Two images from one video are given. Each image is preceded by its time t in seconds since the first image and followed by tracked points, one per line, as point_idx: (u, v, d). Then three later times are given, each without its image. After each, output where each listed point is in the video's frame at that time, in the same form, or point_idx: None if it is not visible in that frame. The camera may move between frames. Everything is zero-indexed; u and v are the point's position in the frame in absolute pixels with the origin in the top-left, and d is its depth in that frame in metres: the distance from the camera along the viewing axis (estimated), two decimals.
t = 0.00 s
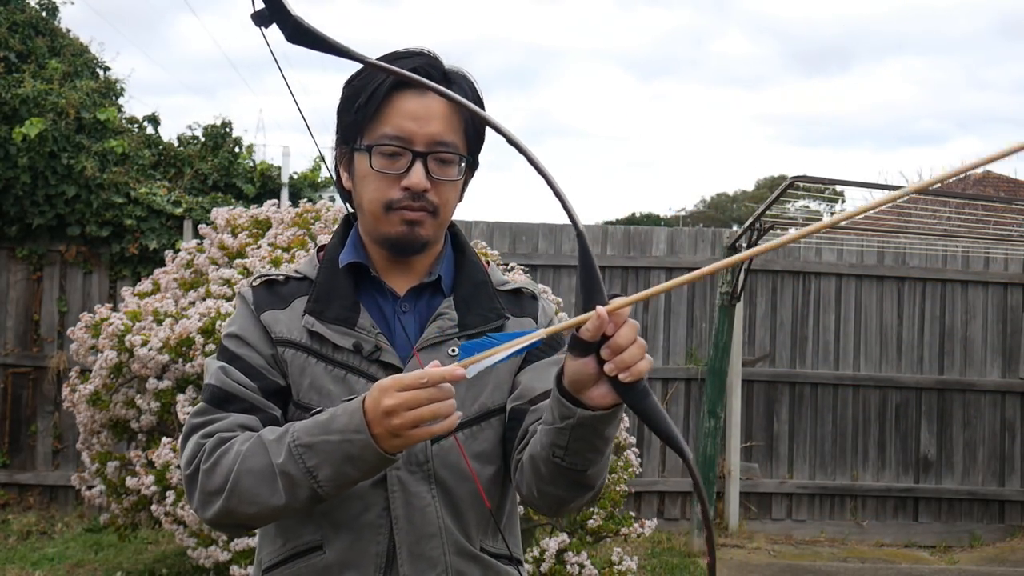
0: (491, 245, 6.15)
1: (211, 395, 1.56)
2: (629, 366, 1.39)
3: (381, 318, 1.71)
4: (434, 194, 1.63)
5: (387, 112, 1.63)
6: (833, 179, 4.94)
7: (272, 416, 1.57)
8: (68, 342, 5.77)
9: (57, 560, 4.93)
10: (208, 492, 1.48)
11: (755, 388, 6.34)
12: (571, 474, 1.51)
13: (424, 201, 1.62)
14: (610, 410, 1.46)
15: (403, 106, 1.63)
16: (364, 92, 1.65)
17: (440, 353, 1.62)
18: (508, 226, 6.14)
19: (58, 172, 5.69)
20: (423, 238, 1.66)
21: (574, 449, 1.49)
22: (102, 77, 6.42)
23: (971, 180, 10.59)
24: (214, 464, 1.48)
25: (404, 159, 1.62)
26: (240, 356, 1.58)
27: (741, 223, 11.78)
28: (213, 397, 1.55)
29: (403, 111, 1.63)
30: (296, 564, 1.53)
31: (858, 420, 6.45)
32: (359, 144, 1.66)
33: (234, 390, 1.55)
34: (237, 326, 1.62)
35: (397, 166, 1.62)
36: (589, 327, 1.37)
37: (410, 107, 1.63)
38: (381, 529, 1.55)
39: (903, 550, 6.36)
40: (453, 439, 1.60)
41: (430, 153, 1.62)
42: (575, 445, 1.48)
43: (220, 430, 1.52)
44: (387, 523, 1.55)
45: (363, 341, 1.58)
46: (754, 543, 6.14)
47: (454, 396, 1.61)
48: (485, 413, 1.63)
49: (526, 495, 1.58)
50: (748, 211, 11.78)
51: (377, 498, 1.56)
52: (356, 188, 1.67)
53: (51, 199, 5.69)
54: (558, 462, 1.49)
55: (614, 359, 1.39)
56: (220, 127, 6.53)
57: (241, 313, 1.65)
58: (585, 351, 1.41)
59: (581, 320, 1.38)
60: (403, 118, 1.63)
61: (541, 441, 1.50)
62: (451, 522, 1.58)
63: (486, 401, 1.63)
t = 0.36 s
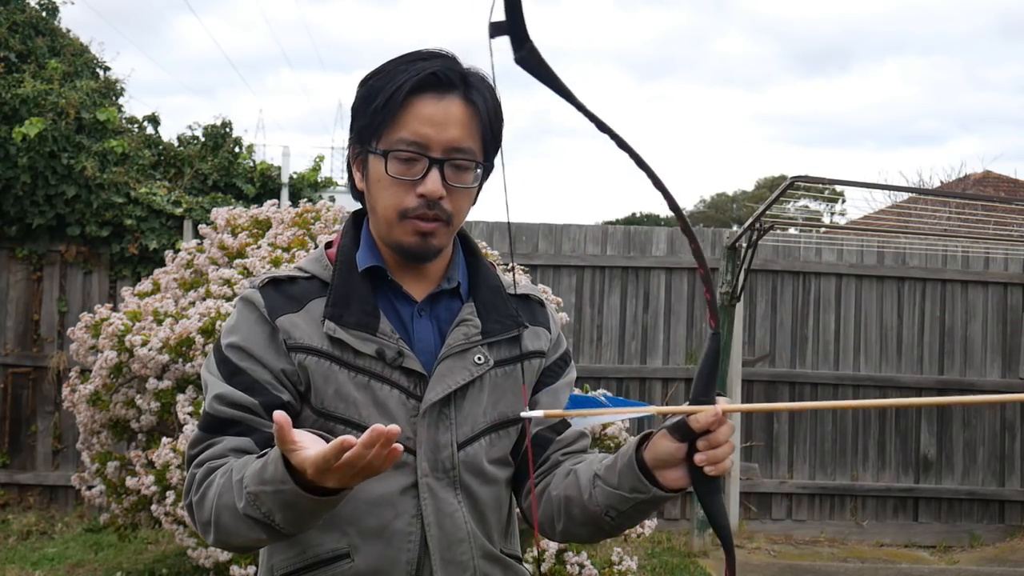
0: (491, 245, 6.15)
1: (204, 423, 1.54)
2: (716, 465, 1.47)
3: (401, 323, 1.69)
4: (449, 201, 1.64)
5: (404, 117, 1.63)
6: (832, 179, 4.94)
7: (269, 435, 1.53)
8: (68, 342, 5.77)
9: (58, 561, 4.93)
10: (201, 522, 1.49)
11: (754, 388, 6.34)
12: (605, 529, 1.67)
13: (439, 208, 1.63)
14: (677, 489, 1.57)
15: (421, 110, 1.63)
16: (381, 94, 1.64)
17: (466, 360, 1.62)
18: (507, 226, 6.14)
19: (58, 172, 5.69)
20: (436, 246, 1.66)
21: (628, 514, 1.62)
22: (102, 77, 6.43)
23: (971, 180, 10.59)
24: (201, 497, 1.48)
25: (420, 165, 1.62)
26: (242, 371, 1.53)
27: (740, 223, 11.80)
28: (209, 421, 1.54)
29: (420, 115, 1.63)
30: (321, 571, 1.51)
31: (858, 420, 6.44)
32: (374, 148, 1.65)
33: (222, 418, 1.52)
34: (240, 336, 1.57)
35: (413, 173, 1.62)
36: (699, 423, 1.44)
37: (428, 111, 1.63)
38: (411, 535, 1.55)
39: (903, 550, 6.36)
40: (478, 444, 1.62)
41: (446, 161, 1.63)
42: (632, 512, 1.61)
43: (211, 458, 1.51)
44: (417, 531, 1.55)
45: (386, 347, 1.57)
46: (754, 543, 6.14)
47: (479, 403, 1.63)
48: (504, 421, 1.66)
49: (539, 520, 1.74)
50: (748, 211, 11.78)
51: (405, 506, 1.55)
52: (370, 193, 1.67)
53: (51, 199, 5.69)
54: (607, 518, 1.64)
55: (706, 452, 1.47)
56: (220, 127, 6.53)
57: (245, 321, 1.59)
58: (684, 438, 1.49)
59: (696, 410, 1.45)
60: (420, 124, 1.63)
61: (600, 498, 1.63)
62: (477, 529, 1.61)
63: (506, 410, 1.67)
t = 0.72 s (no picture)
0: (491, 245, 6.15)
1: (188, 369, 1.51)
2: (734, 499, 1.54)
3: (408, 321, 1.69)
4: (445, 183, 1.63)
5: (400, 102, 1.65)
6: (832, 179, 4.94)
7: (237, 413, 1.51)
8: (68, 342, 5.77)
9: (58, 560, 4.93)
10: (145, 451, 1.41)
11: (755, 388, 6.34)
12: (614, 546, 1.70)
13: (434, 189, 1.62)
14: (689, 517, 1.62)
15: (417, 95, 1.65)
16: (378, 83, 1.67)
17: (474, 360, 1.62)
18: (507, 226, 6.14)
19: (58, 172, 5.69)
20: (434, 229, 1.64)
21: (638, 535, 1.66)
22: (102, 78, 6.44)
23: (971, 180, 10.59)
24: (157, 424, 1.41)
25: (415, 147, 1.63)
26: (235, 349, 1.53)
27: (739, 224, 11.81)
28: (189, 370, 1.50)
29: (416, 100, 1.64)
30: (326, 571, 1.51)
31: (857, 419, 6.45)
32: (372, 135, 1.67)
33: (210, 370, 1.50)
34: (244, 320, 1.56)
35: (409, 154, 1.63)
36: (725, 453, 1.52)
37: (423, 96, 1.65)
38: (415, 535, 1.54)
39: (902, 550, 6.36)
40: (482, 445, 1.62)
41: (442, 142, 1.64)
42: (642, 533, 1.66)
43: (184, 398, 1.46)
44: (421, 531, 1.54)
45: (392, 347, 1.57)
46: (754, 543, 6.15)
47: (485, 404, 1.63)
48: (508, 423, 1.66)
49: (545, 530, 1.76)
50: (747, 211, 11.79)
51: (410, 505, 1.55)
52: (370, 181, 1.67)
53: (51, 199, 5.68)
54: (616, 537, 1.67)
55: (726, 484, 1.54)
56: (220, 127, 6.53)
57: (253, 307, 1.58)
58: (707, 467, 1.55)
59: (722, 441, 1.53)
60: (416, 108, 1.64)
61: (614, 517, 1.66)
62: (480, 530, 1.61)
63: (511, 412, 1.67)
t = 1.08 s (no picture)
0: (491, 245, 6.15)
1: (196, 405, 1.55)
2: (722, 516, 1.54)
3: (407, 322, 1.69)
4: (453, 185, 1.64)
5: (408, 103, 1.65)
6: (832, 180, 4.94)
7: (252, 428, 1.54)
8: (68, 342, 5.77)
9: (58, 560, 4.93)
10: (173, 502, 1.48)
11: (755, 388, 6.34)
12: (605, 557, 1.70)
13: (441, 191, 1.62)
14: (678, 534, 1.62)
15: (424, 97, 1.65)
16: (384, 85, 1.66)
17: (474, 362, 1.62)
18: (507, 226, 6.14)
19: (58, 172, 5.68)
20: (440, 231, 1.64)
21: (627, 547, 1.67)
22: (103, 78, 6.45)
23: (971, 180, 10.60)
24: (172, 477, 1.49)
25: (423, 149, 1.63)
26: (236, 365, 1.55)
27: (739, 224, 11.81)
28: (197, 406, 1.55)
29: (423, 102, 1.65)
30: (320, 571, 1.51)
31: (858, 419, 6.45)
32: (379, 135, 1.66)
33: (216, 402, 1.54)
34: (240, 331, 1.56)
35: (416, 156, 1.63)
36: (715, 469, 1.51)
37: (431, 97, 1.65)
38: (410, 536, 1.54)
39: (903, 550, 6.35)
40: (480, 447, 1.62)
41: (449, 144, 1.64)
42: (631, 546, 1.66)
43: (193, 438, 1.53)
44: (417, 531, 1.54)
45: (391, 347, 1.57)
46: (754, 543, 6.15)
47: (484, 406, 1.63)
48: (506, 426, 1.66)
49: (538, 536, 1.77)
50: (747, 210, 11.79)
51: (405, 506, 1.55)
52: (375, 181, 1.67)
53: (51, 199, 5.68)
54: (606, 549, 1.68)
55: (715, 499, 1.54)
56: (220, 127, 6.53)
57: (249, 315, 1.58)
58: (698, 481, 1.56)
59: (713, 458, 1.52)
60: (423, 109, 1.64)
61: (604, 529, 1.67)
62: (477, 531, 1.61)
63: (510, 415, 1.67)
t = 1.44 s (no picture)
0: (491, 245, 6.15)
1: (183, 366, 1.52)
2: (721, 510, 1.55)
3: (405, 322, 1.69)
4: (461, 188, 1.64)
5: (418, 104, 1.65)
6: (832, 179, 4.95)
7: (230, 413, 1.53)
8: (68, 342, 5.78)
9: (58, 560, 4.93)
10: (136, 443, 1.42)
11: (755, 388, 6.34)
12: (604, 553, 1.71)
13: (450, 194, 1.63)
14: (676, 529, 1.63)
15: (434, 99, 1.65)
16: (394, 84, 1.65)
17: (471, 362, 1.62)
18: (507, 226, 6.14)
19: (58, 172, 5.68)
20: (447, 234, 1.65)
21: (627, 543, 1.67)
22: (103, 78, 6.45)
23: (971, 180, 10.60)
24: (149, 415, 1.44)
25: (433, 152, 1.63)
26: (230, 348, 1.54)
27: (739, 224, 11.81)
28: (183, 367, 1.53)
29: (433, 104, 1.64)
30: (319, 569, 1.51)
31: (858, 419, 6.45)
32: (387, 135, 1.66)
33: (204, 370, 1.52)
34: (239, 317, 1.57)
35: (426, 158, 1.63)
36: (714, 464, 1.52)
37: (441, 99, 1.65)
38: (409, 535, 1.54)
39: (903, 550, 6.36)
40: (477, 445, 1.62)
41: (459, 147, 1.64)
42: (631, 542, 1.66)
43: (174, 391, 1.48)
44: (415, 529, 1.54)
45: (388, 346, 1.57)
46: (754, 543, 6.15)
47: (482, 405, 1.63)
48: (503, 424, 1.66)
49: (537, 534, 1.77)
50: (747, 210, 11.78)
51: (404, 504, 1.54)
52: (381, 181, 1.67)
53: (51, 199, 5.68)
54: (606, 544, 1.68)
55: (714, 495, 1.55)
56: (221, 127, 6.53)
57: (251, 306, 1.58)
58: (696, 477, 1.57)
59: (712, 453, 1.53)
60: (433, 111, 1.64)
61: (603, 525, 1.67)
62: (475, 529, 1.61)
63: (507, 413, 1.67)
